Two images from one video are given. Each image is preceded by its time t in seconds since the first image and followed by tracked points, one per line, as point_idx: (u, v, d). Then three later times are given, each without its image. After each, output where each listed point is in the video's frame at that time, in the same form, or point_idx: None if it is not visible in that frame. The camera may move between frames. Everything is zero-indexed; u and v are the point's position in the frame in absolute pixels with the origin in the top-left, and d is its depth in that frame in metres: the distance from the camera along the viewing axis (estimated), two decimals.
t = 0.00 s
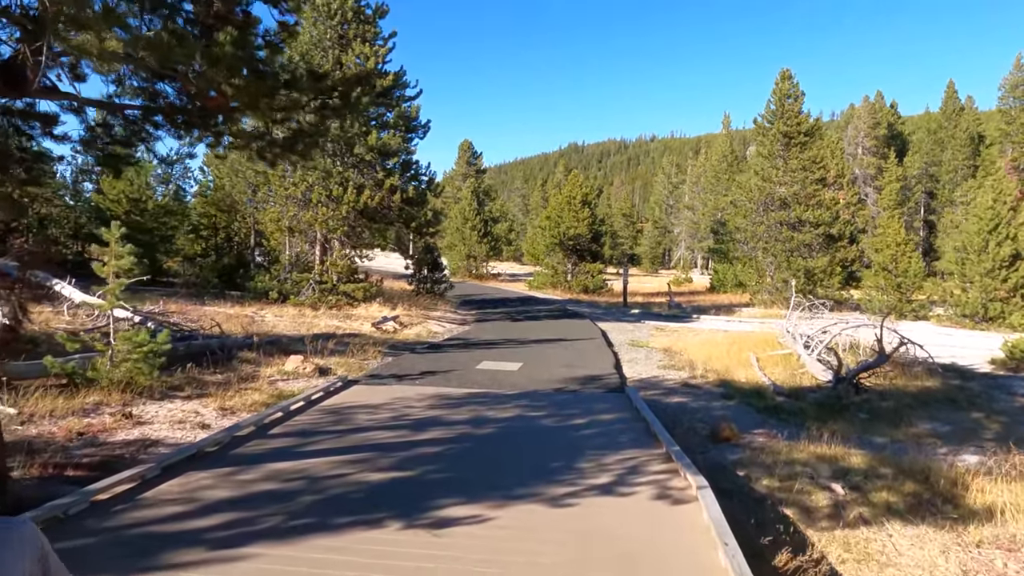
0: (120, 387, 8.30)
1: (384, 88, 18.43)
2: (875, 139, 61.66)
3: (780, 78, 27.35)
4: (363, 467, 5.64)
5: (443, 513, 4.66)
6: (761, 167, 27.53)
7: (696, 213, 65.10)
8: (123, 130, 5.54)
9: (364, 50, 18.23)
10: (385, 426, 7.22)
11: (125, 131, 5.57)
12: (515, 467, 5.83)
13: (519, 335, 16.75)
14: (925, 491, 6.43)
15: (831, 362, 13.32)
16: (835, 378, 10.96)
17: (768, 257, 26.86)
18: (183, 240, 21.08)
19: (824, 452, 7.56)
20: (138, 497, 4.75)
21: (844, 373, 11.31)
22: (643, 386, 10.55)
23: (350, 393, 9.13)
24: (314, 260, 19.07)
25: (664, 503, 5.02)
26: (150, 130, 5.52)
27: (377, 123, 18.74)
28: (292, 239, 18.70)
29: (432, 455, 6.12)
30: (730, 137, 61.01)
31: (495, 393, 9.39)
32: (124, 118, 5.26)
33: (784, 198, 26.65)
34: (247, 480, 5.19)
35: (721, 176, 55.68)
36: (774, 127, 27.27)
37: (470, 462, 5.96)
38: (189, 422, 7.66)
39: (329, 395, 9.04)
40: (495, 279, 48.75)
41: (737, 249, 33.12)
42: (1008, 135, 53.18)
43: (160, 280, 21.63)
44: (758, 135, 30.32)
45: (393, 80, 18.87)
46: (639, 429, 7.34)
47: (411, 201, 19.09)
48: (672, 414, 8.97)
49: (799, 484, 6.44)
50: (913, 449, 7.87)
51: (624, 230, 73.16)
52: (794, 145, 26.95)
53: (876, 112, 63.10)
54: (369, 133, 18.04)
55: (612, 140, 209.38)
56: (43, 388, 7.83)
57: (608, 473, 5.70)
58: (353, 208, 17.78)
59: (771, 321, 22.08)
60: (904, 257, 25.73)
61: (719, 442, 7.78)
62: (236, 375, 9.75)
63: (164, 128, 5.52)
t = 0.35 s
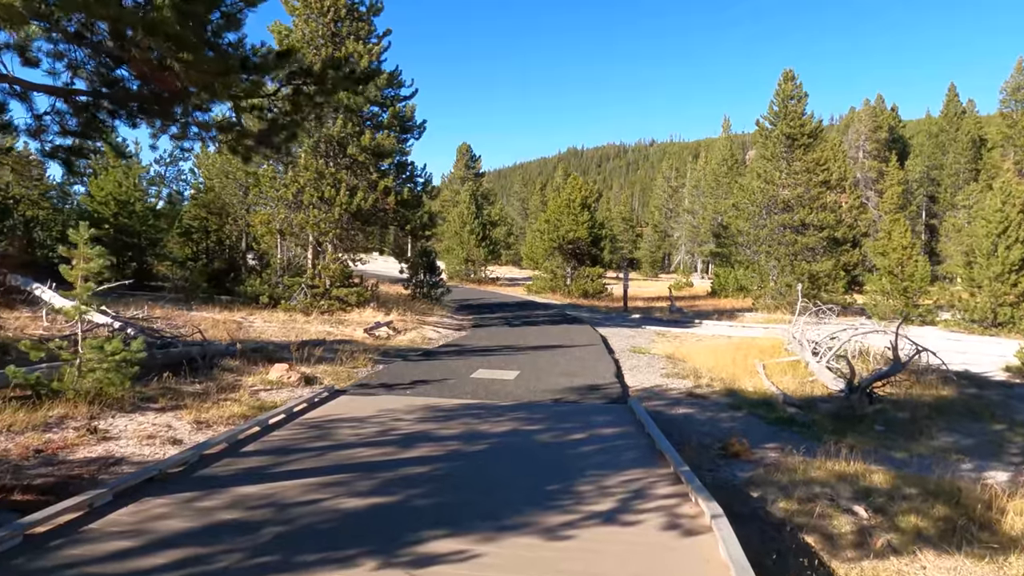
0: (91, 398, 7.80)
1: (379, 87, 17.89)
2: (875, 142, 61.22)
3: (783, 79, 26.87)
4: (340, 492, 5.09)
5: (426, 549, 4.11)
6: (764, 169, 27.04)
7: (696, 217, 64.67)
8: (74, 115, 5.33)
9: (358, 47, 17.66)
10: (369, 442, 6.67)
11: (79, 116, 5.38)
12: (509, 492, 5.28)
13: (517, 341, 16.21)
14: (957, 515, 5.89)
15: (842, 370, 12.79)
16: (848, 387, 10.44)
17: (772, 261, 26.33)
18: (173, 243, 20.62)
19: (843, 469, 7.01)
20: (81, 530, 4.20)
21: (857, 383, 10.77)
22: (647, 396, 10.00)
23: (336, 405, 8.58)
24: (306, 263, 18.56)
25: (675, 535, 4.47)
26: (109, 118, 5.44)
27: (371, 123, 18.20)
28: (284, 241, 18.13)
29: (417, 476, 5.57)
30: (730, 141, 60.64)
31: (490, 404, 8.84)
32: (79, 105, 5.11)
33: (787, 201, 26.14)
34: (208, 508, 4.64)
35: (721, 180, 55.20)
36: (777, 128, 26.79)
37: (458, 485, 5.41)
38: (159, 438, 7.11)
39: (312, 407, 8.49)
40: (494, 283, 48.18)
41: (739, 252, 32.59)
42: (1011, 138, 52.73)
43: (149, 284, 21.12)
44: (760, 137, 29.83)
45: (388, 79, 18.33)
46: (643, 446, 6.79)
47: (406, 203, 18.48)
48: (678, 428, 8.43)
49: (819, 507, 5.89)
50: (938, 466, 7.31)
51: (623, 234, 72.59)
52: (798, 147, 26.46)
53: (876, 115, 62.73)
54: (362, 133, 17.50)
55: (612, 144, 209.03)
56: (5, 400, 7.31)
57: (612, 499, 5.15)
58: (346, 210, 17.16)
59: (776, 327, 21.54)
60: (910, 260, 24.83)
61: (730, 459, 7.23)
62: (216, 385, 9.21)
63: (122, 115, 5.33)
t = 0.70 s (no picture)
0: (60, 408, 7.34)
1: (375, 84, 17.42)
2: (880, 142, 60.60)
3: (788, 76, 26.36)
4: (316, 518, 4.60)
5: None
6: (769, 169, 26.53)
7: (699, 218, 64.19)
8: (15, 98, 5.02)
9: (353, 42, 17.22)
10: (353, 459, 6.19)
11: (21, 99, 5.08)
12: (501, 519, 4.77)
13: (517, 345, 15.70)
14: (993, 542, 5.36)
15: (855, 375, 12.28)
16: (863, 395, 9.94)
17: (777, 262, 25.81)
18: (166, 245, 20.20)
19: (864, 487, 6.51)
20: (15, 566, 3.72)
21: (872, 390, 10.23)
22: (651, 405, 9.51)
23: (322, 416, 8.11)
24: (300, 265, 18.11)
25: (686, 571, 3.97)
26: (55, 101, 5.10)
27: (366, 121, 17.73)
28: (278, 242, 17.63)
29: (401, 500, 5.07)
30: (733, 142, 60.14)
31: (486, 414, 8.37)
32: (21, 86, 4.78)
33: (793, 201, 25.62)
34: (165, 539, 4.16)
35: (724, 180, 54.67)
36: (782, 127, 26.28)
37: (446, 510, 4.91)
38: (130, 453, 6.64)
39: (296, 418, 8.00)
40: (495, 285, 47.71)
41: (744, 254, 32.04)
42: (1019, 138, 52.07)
43: (141, 286, 20.69)
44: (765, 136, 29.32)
45: (383, 76, 17.86)
46: (649, 463, 6.29)
47: (403, 203, 18.03)
48: (685, 440, 7.94)
49: (842, 532, 5.38)
50: (967, 486, 6.79)
51: (625, 236, 72.16)
52: (804, 145, 25.94)
53: (881, 114, 62.16)
54: (358, 131, 17.02)
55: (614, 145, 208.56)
56: None
57: (615, 526, 4.65)
58: (341, 211, 16.69)
59: (782, 330, 21.01)
60: (918, 261, 24.17)
61: (740, 477, 6.72)
62: (196, 395, 8.73)
63: (70, 102, 5.06)
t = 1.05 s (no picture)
0: (9, 415, 6.78)
1: (364, 78, 16.90)
2: (879, 144, 60.15)
3: (788, 74, 25.88)
4: (265, 546, 4.07)
5: None
6: (769, 169, 26.06)
7: (697, 219, 63.70)
8: None
9: (342, 34, 16.70)
10: (320, 473, 5.65)
11: None
12: (475, 545, 4.26)
13: (508, 347, 15.19)
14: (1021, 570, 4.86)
15: (859, 381, 11.78)
16: (869, 403, 9.44)
17: (776, 264, 25.33)
18: (149, 242, 19.65)
19: (875, 505, 6.00)
20: None
21: (878, 397, 9.75)
22: (646, 412, 8.98)
23: (295, 423, 7.58)
24: (287, 263, 17.57)
25: None
26: None
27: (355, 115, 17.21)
28: (263, 240, 17.08)
29: (365, 522, 4.56)
30: (731, 143, 59.72)
31: (470, 423, 7.84)
32: None
33: (793, 201, 25.15)
34: (87, 572, 3.63)
35: (722, 180, 54.21)
36: (782, 126, 25.82)
37: (413, 534, 4.39)
38: (79, 464, 6.09)
39: (267, 426, 7.48)
40: (490, 285, 47.17)
41: (743, 255, 31.58)
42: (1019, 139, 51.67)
43: (123, 284, 20.14)
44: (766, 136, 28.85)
45: (373, 69, 17.33)
46: (642, 479, 5.78)
47: (392, 200, 17.51)
48: (681, 451, 7.42)
49: (854, 557, 4.88)
50: (984, 503, 6.29)
51: (623, 237, 71.77)
52: (804, 145, 25.47)
53: (880, 115, 61.71)
54: (346, 125, 16.50)
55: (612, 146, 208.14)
56: None
57: (603, 555, 4.15)
58: (328, 208, 16.17)
59: (782, 333, 20.51)
60: (920, 263, 23.71)
61: (740, 493, 6.22)
62: (161, 399, 8.20)
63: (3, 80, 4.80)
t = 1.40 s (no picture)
0: None
1: (358, 73, 16.36)
2: (881, 147, 59.62)
3: (793, 74, 25.37)
4: None
5: None
6: (772, 170, 25.53)
7: (698, 222, 63.15)
8: None
9: (334, 27, 16.12)
10: (289, 493, 5.12)
11: None
12: None
13: (504, 351, 14.64)
14: None
15: (869, 390, 11.24)
16: (883, 414, 8.91)
17: (780, 267, 24.78)
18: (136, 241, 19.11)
19: (900, 529, 5.48)
20: None
21: (893, 407, 9.20)
22: (648, 423, 8.45)
23: (270, 435, 7.04)
24: (276, 264, 17.02)
25: None
26: None
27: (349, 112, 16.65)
28: (252, 240, 16.52)
29: (331, 554, 4.02)
30: (733, 145, 59.18)
31: (459, 434, 7.31)
32: None
33: (797, 203, 24.62)
34: None
35: (723, 183, 53.66)
36: (787, 126, 25.29)
37: (385, 570, 3.85)
38: (27, 480, 5.54)
39: (240, 437, 6.93)
40: (488, 287, 46.58)
41: (746, 258, 31.01)
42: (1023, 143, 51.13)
43: (109, 285, 19.60)
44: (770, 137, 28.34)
45: (367, 64, 16.78)
46: (643, 501, 5.25)
47: (386, 199, 16.97)
48: (687, 467, 6.89)
49: None
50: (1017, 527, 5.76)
51: (622, 239, 71.30)
52: (809, 146, 24.95)
53: (883, 118, 61.16)
54: (338, 122, 15.97)
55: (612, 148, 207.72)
56: None
57: None
58: (318, 206, 15.61)
59: (787, 338, 19.96)
60: (927, 267, 23.17)
61: (751, 515, 5.68)
62: (129, 407, 7.65)
63: None
